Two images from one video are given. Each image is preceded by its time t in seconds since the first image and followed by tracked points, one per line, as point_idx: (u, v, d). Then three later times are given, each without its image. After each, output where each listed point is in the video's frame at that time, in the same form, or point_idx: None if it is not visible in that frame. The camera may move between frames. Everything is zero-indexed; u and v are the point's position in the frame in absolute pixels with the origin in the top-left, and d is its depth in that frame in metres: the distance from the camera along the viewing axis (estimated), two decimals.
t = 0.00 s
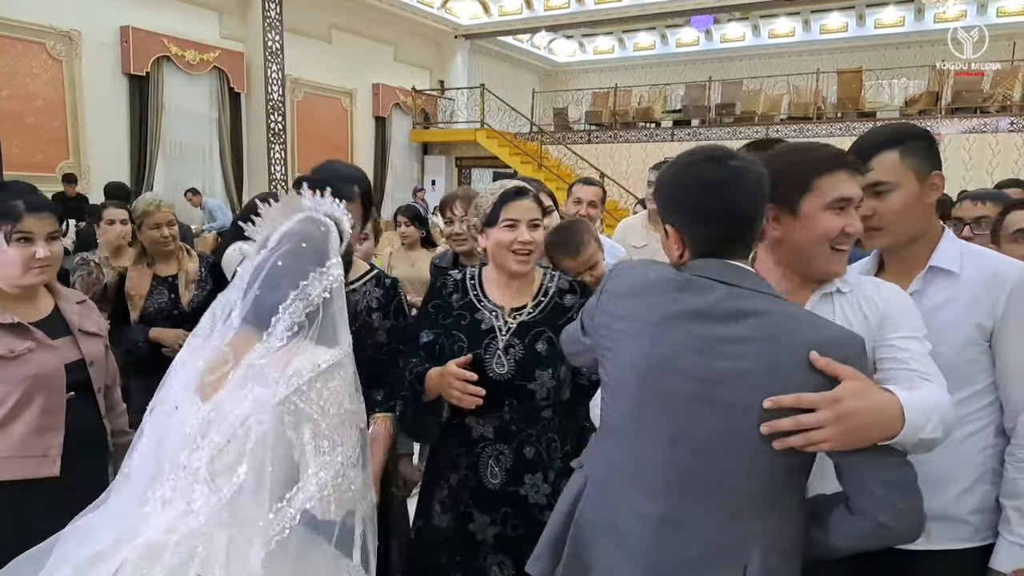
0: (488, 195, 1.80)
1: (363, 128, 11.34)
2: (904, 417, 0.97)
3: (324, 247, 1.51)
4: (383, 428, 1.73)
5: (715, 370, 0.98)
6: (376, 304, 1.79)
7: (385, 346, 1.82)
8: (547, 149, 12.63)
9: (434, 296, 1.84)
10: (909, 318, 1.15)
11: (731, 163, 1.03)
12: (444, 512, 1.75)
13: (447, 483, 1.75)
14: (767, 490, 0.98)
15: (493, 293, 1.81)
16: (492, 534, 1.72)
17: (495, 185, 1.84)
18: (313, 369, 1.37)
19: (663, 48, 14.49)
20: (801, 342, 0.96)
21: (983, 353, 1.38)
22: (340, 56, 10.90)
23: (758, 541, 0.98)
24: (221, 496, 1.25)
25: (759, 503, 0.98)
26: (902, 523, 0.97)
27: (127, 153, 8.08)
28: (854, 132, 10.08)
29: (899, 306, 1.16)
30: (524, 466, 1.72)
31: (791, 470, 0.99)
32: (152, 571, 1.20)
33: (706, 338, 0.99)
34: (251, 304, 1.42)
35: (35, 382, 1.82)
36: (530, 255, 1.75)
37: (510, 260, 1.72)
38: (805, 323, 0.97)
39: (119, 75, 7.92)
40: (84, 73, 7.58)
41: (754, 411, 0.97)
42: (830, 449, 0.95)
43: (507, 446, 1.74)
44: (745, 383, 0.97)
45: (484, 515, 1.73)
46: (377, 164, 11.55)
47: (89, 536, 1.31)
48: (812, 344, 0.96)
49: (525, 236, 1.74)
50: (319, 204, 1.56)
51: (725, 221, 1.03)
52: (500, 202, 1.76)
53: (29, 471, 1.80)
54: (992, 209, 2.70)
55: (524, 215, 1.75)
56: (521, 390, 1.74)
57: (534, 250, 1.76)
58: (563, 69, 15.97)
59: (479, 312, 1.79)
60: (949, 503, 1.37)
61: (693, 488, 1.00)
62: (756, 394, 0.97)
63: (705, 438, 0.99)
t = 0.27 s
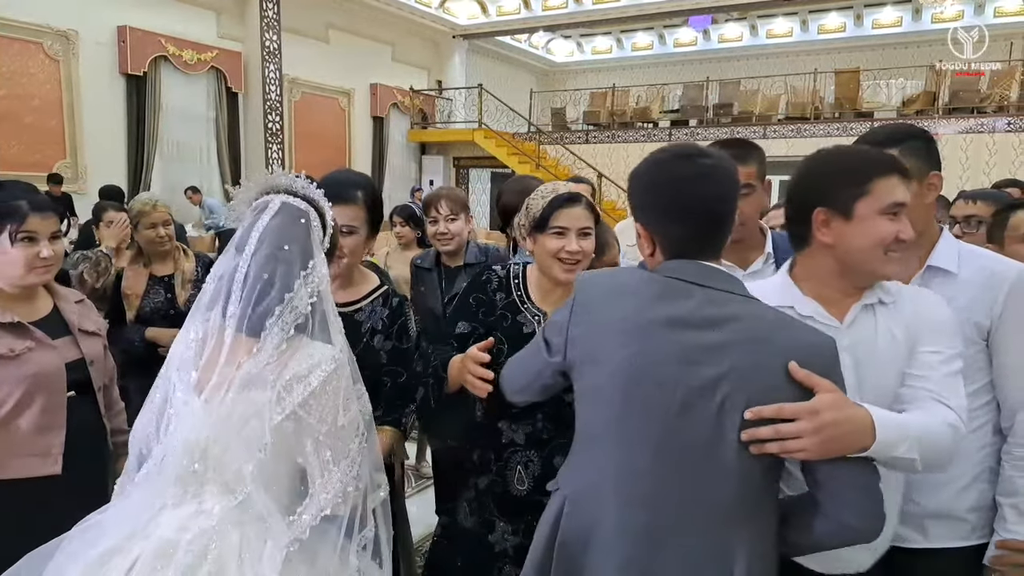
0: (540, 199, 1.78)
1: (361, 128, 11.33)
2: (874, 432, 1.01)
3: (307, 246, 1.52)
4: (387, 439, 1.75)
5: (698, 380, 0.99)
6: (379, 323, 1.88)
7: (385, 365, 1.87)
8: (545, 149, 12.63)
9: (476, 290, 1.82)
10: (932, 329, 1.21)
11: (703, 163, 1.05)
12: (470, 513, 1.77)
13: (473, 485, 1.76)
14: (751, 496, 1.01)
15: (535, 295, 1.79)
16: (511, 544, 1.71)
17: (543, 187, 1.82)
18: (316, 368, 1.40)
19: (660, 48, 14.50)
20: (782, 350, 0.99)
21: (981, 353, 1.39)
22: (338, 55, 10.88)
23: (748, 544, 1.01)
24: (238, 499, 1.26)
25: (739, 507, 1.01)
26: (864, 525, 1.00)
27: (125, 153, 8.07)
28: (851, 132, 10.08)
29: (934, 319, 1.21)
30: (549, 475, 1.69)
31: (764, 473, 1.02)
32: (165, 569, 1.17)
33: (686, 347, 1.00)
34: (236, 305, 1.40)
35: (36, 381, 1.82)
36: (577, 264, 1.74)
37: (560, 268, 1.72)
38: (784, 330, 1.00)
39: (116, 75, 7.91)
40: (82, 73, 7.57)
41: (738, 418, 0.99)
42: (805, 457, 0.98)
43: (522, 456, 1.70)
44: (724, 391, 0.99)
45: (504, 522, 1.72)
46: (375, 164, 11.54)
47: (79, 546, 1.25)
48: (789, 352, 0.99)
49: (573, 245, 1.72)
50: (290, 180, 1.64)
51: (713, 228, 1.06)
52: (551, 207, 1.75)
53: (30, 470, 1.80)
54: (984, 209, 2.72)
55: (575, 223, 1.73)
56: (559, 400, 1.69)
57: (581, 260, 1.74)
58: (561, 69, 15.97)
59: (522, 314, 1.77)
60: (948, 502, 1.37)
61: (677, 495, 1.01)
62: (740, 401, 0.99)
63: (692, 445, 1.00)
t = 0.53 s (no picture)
0: (530, 195, 1.78)
1: (359, 128, 11.33)
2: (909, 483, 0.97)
3: (295, 241, 1.54)
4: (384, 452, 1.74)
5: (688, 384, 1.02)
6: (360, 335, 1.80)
7: (366, 374, 1.80)
8: (543, 149, 12.64)
9: (471, 290, 1.83)
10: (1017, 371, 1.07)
11: (679, 164, 1.11)
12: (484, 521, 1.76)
13: (484, 491, 1.75)
14: (746, 497, 1.04)
15: (530, 294, 1.80)
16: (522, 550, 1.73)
17: (534, 184, 1.84)
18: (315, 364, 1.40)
19: (659, 48, 14.52)
20: (769, 348, 1.00)
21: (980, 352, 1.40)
22: (336, 56, 10.89)
23: (746, 544, 1.06)
24: (242, 492, 1.28)
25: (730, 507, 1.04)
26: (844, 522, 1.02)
27: (123, 153, 8.07)
28: (849, 132, 10.10)
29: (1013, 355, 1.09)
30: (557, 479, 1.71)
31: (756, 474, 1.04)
32: (172, 560, 1.18)
33: (675, 355, 1.02)
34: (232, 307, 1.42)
35: (34, 381, 1.81)
36: (569, 258, 1.74)
37: (551, 261, 1.71)
38: (776, 334, 1.01)
39: (114, 75, 7.90)
40: (80, 73, 7.57)
41: (734, 421, 1.01)
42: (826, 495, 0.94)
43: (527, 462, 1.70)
44: (713, 393, 1.01)
45: (516, 529, 1.73)
46: (373, 164, 11.54)
47: (82, 544, 1.25)
48: (782, 355, 1.00)
49: (564, 239, 1.73)
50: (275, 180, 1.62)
51: (695, 225, 1.11)
52: (541, 202, 1.75)
53: (28, 470, 1.80)
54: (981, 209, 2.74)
55: (564, 217, 1.74)
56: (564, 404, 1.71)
57: (574, 254, 1.75)
58: (559, 69, 15.98)
59: (520, 314, 1.77)
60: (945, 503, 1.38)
61: (670, 496, 1.04)
62: (732, 403, 1.01)
63: (683, 447, 1.03)
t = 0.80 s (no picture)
0: (508, 208, 1.81)
1: (357, 128, 11.31)
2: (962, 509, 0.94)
3: (264, 233, 1.54)
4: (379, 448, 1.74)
5: (677, 384, 1.03)
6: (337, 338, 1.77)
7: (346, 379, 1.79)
8: (542, 149, 12.63)
9: (473, 301, 1.79)
10: None
11: (666, 163, 1.11)
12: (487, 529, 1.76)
13: (493, 502, 1.74)
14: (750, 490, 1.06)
15: (528, 302, 1.79)
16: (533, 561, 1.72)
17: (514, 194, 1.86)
18: (300, 355, 1.43)
19: (657, 48, 14.51)
20: (749, 342, 1.02)
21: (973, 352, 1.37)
22: (334, 55, 10.87)
23: (750, 543, 1.07)
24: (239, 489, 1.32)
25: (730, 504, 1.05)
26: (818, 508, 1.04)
27: (120, 153, 8.05)
28: (848, 132, 10.10)
29: None
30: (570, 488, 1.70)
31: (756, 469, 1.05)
32: (171, 554, 1.24)
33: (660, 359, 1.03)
34: (223, 310, 1.43)
35: (27, 383, 1.80)
36: (557, 260, 1.74)
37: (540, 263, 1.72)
38: (757, 329, 1.03)
39: (112, 75, 7.88)
40: (77, 73, 7.55)
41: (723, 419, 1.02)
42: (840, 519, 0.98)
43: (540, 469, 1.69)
44: (701, 393, 1.02)
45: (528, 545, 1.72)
46: (371, 164, 11.53)
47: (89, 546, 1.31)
48: (763, 347, 1.02)
49: (548, 243, 1.73)
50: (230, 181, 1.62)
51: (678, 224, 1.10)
52: (519, 210, 1.78)
53: (25, 471, 1.79)
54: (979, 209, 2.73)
55: (543, 221, 1.75)
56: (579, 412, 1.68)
57: (562, 255, 1.75)
58: (558, 69, 15.97)
59: (521, 325, 1.74)
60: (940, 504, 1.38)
61: (671, 497, 1.05)
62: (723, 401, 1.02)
63: (677, 446, 1.03)
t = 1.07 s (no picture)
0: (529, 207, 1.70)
1: (355, 128, 11.31)
2: None
3: (245, 229, 1.51)
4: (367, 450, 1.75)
5: (670, 379, 1.03)
6: (329, 338, 1.76)
7: (340, 380, 1.78)
8: (540, 149, 12.63)
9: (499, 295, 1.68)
10: None
11: (668, 161, 1.10)
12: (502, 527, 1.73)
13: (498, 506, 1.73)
14: (748, 487, 1.05)
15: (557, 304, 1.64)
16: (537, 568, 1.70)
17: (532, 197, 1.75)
18: (287, 352, 1.41)
19: (656, 48, 14.51)
20: (742, 337, 1.02)
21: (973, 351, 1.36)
22: (333, 55, 10.86)
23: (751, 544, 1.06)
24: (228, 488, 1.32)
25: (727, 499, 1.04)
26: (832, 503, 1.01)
27: (118, 152, 8.03)
28: (846, 132, 10.11)
29: None
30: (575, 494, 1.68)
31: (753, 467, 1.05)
32: (161, 555, 1.25)
33: (650, 357, 1.04)
34: (205, 308, 1.41)
35: (24, 383, 1.80)
36: (579, 265, 1.63)
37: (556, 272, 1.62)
38: (749, 320, 1.03)
39: (110, 74, 7.87)
40: (75, 73, 7.53)
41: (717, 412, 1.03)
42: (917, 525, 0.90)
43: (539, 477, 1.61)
44: (694, 390, 1.03)
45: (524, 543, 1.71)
46: (370, 164, 11.52)
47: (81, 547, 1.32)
48: (756, 341, 1.02)
49: (567, 248, 1.63)
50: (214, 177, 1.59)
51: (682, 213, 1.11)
52: (539, 211, 1.67)
53: (23, 471, 1.79)
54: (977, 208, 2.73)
55: (562, 224, 1.64)
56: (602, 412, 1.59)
57: (582, 261, 1.64)
58: (556, 69, 15.98)
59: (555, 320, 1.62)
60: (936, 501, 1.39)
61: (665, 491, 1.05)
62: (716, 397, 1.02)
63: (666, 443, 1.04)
